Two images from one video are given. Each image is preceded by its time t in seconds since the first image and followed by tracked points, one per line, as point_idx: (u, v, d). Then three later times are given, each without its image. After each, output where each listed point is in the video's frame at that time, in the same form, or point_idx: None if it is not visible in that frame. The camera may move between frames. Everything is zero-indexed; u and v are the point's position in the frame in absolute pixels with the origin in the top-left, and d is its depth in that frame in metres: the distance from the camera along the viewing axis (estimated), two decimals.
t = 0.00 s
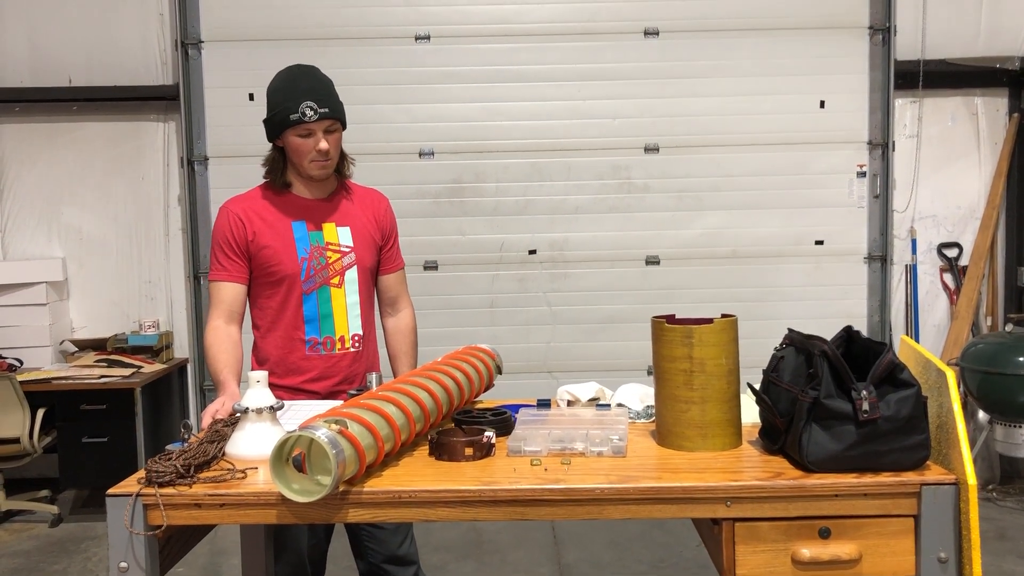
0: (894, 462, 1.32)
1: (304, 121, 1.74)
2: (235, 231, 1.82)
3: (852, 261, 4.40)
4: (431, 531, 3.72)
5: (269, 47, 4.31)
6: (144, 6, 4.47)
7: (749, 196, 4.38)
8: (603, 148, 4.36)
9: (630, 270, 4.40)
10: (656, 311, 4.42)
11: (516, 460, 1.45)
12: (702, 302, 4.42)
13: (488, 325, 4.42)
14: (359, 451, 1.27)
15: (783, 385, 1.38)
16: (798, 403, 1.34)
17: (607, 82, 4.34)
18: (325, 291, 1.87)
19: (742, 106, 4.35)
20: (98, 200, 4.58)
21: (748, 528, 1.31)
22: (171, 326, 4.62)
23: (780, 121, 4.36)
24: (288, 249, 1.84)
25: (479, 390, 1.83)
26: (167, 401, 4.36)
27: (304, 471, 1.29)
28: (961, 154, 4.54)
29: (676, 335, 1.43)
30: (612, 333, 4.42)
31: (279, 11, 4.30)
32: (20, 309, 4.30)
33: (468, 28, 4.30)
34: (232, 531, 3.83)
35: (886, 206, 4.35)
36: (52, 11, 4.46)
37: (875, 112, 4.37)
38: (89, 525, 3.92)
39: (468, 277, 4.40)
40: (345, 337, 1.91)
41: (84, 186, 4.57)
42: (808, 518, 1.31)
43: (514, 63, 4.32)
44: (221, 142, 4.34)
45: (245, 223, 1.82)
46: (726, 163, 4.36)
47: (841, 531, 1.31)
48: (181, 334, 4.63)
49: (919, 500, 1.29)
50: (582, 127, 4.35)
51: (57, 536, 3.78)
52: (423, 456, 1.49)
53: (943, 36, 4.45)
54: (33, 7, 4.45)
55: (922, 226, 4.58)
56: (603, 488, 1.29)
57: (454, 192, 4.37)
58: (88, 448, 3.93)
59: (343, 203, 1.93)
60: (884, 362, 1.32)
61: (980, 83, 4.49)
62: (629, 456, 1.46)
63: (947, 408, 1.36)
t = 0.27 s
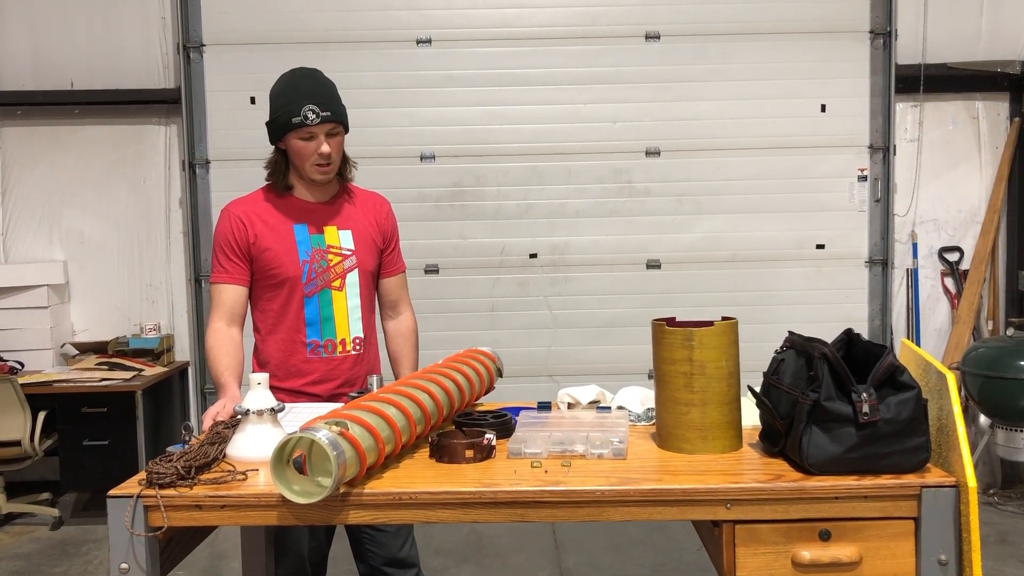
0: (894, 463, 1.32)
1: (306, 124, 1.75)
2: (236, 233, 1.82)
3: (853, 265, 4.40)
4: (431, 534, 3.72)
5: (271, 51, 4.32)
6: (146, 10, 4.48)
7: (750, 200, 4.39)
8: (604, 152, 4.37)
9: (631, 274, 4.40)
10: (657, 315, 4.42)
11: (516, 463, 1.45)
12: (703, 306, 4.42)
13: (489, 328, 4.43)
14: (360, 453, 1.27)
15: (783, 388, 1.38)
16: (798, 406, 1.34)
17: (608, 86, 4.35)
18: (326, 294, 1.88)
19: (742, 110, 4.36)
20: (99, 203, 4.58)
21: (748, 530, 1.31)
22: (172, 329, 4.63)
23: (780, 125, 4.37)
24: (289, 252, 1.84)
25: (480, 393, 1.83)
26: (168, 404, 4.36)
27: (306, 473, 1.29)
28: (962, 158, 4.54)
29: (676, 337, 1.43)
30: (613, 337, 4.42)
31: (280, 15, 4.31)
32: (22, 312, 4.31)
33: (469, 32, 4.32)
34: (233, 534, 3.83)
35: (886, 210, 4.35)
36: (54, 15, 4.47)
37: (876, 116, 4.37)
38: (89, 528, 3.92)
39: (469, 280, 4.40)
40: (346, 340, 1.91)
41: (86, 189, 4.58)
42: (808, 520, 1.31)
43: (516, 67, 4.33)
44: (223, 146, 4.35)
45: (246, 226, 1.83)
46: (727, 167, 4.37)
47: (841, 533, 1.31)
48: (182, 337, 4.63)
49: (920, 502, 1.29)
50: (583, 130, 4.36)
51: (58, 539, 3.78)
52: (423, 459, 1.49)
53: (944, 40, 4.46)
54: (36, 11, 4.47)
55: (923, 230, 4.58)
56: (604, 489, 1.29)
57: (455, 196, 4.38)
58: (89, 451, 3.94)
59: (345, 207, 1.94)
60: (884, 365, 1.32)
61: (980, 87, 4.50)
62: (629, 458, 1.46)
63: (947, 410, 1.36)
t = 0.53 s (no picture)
0: (893, 463, 1.32)
1: (318, 119, 1.77)
2: (237, 234, 1.83)
3: (854, 268, 4.41)
4: (433, 537, 3.72)
5: (273, 55, 4.34)
6: (149, 14, 4.51)
7: (751, 203, 4.39)
8: (605, 155, 4.38)
9: (632, 277, 4.41)
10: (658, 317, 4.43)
11: (517, 463, 1.46)
12: (704, 309, 4.43)
13: (490, 331, 4.43)
14: (361, 453, 1.28)
15: (782, 388, 1.38)
16: (797, 406, 1.34)
17: (609, 90, 4.36)
18: (327, 294, 1.89)
19: (743, 113, 4.37)
20: (102, 206, 4.60)
21: (748, 529, 1.31)
22: (175, 332, 4.64)
23: (781, 128, 4.38)
24: (290, 253, 1.86)
25: (481, 394, 1.84)
26: (171, 407, 4.37)
27: (307, 472, 1.29)
28: (963, 161, 4.55)
29: (676, 338, 1.44)
30: (614, 340, 4.43)
31: (283, 19, 4.33)
32: (25, 315, 4.32)
33: (470, 35, 4.33)
34: (235, 536, 3.84)
35: (887, 213, 4.36)
36: (58, 20, 4.50)
37: (877, 119, 4.38)
38: (92, 530, 3.93)
39: (470, 283, 4.41)
40: (348, 339, 1.92)
41: (89, 193, 4.60)
42: (807, 520, 1.32)
43: (517, 71, 4.35)
44: (226, 149, 4.37)
45: (247, 227, 1.84)
46: (728, 170, 4.38)
47: (841, 533, 1.32)
48: (184, 340, 4.64)
49: (918, 501, 1.30)
50: (584, 134, 4.37)
51: (60, 542, 3.79)
52: (424, 459, 1.50)
53: (944, 43, 4.47)
54: (40, 16, 4.50)
55: (924, 232, 4.58)
56: (604, 489, 1.30)
57: (456, 200, 4.39)
58: (92, 454, 3.95)
59: (345, 207, 1.95)
60: (882, 365, 1.33)
61: (981, 90, 4.50)
62: (630, 458, 1.47)
63: (946, 410, 1.36)
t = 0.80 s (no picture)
0: (893, 466, 1.32)
1: (310, 121, 1.76)
2: (234, 239, 1.82)
3: (852, 271, 4.41)
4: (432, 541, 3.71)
5: (271, 59, 4.34)
6: (147, 19, 4.51)
7: (750, 206, 4.40)
8: (604, 158, 4.37)
9: (631, 280, 4.41)
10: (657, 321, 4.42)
11: (515, 467, 1.45)
12: (703, 312, 4.43)
13: (489, 335, 4.43)
14: (358, 457, 1.27)
15: (782, 391, 1.38)
16: (796, 409, 1.34)
17: (608, 93, 4.36)
18: (325, 299, 1.88)
19: (741, 116, 4.37)
20: (100, 211, 4.60)
21: (747, 533, 1.31)
22: (172, 336, 4.63)
23: (779, 131, 4.38)
24: (288, 257, 1.85)
25: (479, 398, 1.83)
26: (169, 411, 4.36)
27: (304, 477, 1.30)
28: (961, 163, 4.55)
29: (675, 341, 1.43)
30: (613, 343, 4.42)
31: (281, 23, 4.33)
32: (22, 320, 4.31)
33: (469, 39, 4.34)
34: (233, 541, 3.83)
35: (885, 216, 4.36)
36: (56, 24, 4.50)
37: (875, 122, 4.38)
38: (89, 536, 3.92)
39: (469, 286, 4.41)
40: (345, 344, 1.92)
41: (87, 197, 4.59)
42: (807, 523, 1.31)
43: (515, 74, 4.35)
44: (224, 153, 4.37)
45: (244, 232, 1.83)
46: (726, 173, 4.38)
47: (841, 537, 1.31)
48: (182, 344, 4.63)
49: (918, 504, 1.30)
50: (582, 137, 4.37)
51: (57, 547, 3.77)
52: (422, 463, 1.49)
53: (942, 46, 4.47)
54: (37, 20, 4.49)
55: (923, 235, 4.58)
56: (603, 493, 1.29)
57: (454, 203, 4.39)
58: (89, 459, 3.93)
59: (342, 212, 1.95)
60: (881, 368, 1.33)
61: (979, 93, 4.50)
62: (629, 462, 1.46)
63: (945, 413, 1.36)
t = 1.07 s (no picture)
0: (888, 465, 1.31)
1: (315, 124, 1.75)
2: (237, 241, 1.82)
3: (847, 270, 4.41)
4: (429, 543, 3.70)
5: (265, 59, 4.33)
6: (141, 19, 4.49)
7: (745, 206, 4.40)
8: (599, 158, 4.38)
9: (626, 281, 4.41)
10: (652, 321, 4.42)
11: (510, 467, 1.45)
12: (698, 312, 4.43)
13: (485, 335, 4.42)
14: (353, 457, 1.27)
15: (777, 390, 1.38)
16: (791, 408, 1.34)
17: (603, 93, 4.36)
18: (328, 300, 1.87)
19: (736, 116, 4.38)
20: (94, 212, 4.58)
21: (743, 532, 1.30)
22: (167, 338, 4.61)
23: (774, 131, 4.39)
24: (291, 259, 1.84)
25: (473, 398, 1.83)
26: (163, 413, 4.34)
27: (298, 479, 1.29)
28: (955, 163, 4.56)
29: (669, 340, 1.43)
30: (609, 344, 4.42)
31: (275, 23, 4.32)
32: (15, 322, 4.30)
33: (464, 39, 4.33)
34: (228, 543, 3.81)
35: (880, 215, 4.37)
36: (49, 25, 4.48)
37: (870, 122, 4.39)
38: (83, 539, 3.90)
39: (464, 287, 4.40)
40: (348, 345, 1.91)
41: (81, 199, 4.57)
42: (802, 522, 1.31)
43: (510, 75, 4.35)
44: (218, 154, 4.35)
45: (247, 235, 1.82)
46: (721, 173, 4.38)
47: (837, 535, 1.31)
48: (177, 346, 4.61)
49: (914, 503, 1.29)
50: (577, 138, 4.37)
51: (51, 550, 3.75)
52: (417, 464, 1.49)
53: (936, 46, 4.49)
54: (30, 21, 4.48)
55: (917, 235, 4.59)
56: (598, 493, 1.29)
57: (450, 204, 4.38)
58: (83, 461, 3.91)
59: (346, 213, 1.94)
60: (876, 366, 1.32)
61: (973, 92, 4.51)
62: (624, 461, 1.46)
63: (940, 411, 1.36)
